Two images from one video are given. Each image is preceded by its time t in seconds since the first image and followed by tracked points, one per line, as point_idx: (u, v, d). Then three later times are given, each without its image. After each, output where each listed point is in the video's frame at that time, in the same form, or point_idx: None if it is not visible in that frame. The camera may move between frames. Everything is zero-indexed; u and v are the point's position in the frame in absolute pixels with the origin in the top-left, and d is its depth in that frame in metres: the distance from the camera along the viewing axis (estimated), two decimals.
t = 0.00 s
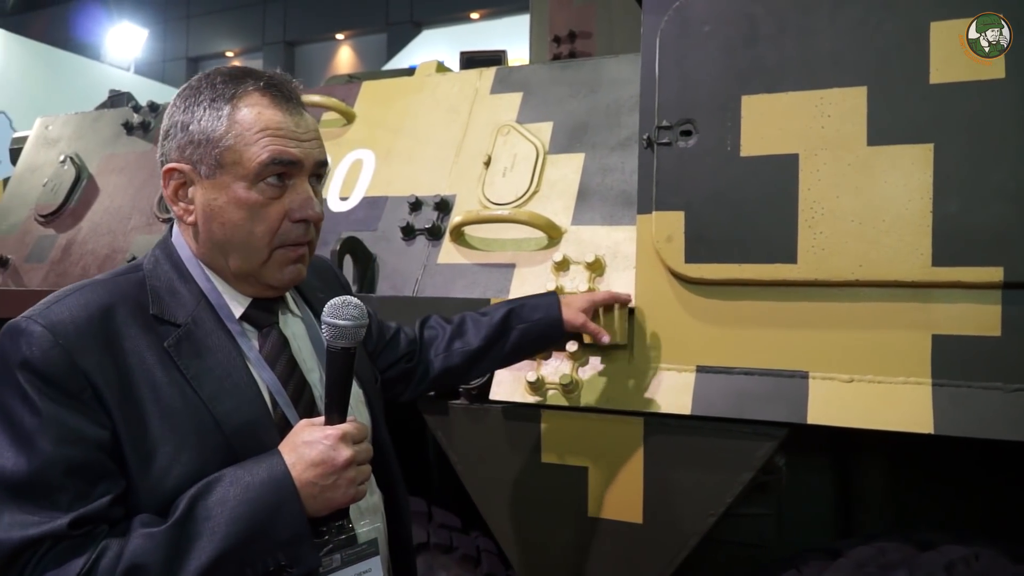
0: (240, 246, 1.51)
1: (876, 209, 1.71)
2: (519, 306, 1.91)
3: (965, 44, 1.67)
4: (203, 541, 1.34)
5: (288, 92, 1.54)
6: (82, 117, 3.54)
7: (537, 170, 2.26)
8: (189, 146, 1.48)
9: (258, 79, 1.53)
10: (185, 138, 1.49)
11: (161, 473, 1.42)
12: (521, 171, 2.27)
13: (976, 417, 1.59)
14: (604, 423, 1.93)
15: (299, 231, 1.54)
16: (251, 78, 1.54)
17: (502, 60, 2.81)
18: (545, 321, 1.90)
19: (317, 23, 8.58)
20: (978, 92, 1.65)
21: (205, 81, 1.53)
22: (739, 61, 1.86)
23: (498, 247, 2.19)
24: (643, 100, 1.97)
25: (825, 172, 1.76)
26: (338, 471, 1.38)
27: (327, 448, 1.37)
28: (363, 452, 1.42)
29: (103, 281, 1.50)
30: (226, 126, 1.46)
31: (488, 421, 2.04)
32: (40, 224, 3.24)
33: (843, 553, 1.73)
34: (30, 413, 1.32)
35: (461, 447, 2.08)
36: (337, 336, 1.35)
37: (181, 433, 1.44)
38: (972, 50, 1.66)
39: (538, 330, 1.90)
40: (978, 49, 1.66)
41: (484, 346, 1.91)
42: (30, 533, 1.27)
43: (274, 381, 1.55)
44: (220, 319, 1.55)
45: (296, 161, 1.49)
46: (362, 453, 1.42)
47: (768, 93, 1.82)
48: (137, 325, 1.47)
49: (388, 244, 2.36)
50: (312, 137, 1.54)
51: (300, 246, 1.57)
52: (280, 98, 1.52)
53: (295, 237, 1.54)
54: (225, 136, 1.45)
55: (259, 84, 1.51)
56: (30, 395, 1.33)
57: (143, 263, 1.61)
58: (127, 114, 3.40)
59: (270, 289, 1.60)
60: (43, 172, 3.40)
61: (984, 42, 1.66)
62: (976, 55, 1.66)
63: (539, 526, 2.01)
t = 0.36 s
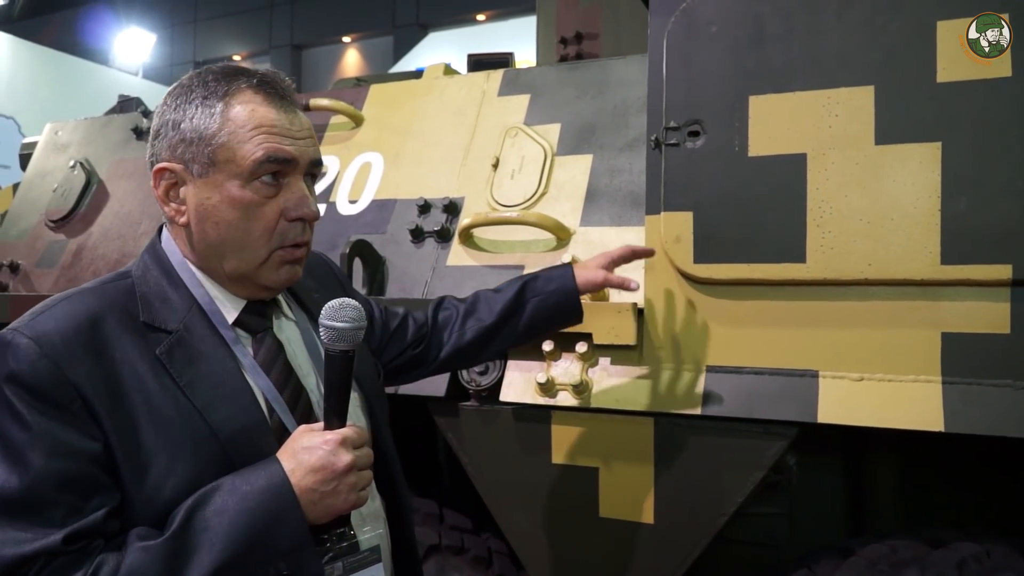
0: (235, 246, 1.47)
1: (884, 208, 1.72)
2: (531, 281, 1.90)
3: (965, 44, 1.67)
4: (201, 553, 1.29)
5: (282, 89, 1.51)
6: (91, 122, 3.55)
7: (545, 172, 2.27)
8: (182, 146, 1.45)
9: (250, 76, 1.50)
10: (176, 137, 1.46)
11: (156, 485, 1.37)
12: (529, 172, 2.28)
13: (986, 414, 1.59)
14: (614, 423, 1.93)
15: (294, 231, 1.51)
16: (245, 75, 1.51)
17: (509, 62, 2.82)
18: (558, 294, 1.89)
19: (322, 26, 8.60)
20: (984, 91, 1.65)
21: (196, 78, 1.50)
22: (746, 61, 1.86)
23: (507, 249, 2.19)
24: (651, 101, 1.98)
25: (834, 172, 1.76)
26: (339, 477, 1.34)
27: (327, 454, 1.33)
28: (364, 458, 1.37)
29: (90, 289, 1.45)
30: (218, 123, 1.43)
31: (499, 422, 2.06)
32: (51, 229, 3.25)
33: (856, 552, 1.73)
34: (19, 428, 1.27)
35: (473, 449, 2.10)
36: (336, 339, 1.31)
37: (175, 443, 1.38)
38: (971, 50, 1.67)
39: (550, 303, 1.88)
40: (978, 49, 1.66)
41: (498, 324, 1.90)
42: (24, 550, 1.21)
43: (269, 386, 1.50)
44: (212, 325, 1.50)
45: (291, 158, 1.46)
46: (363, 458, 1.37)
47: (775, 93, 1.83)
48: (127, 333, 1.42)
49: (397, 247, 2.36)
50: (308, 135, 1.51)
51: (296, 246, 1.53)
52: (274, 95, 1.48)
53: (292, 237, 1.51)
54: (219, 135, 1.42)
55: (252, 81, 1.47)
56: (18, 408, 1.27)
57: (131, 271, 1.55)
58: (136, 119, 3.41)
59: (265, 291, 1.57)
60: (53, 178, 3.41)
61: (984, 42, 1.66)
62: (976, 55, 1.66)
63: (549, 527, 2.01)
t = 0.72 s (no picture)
0: (205, 246, 1.45)
1: (888, 211, 1.72)
2: (548, 294, 1.90)
3: (965, 44, 1.68)
4: (199, 563, 1.27)
5: (277, 92, 1.49)
6: (98, 130, 3.57)
7: (550, 177, 2.28)
8: (172, 149, 1.49)
9: (244, 80, 1.50)
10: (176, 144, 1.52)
11: (157, 496, 1.35)
12: (533, 177, 2.29)
13: (991, 416, 1.59)
14: (620, 426, 1.94)
15: (265, 234, 1.45)
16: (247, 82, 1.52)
17: (514, 67, 2.83)
18: (573, 311, 1.89)
19: (327, 30, 8.63)
20: (985, 94, 1.66)
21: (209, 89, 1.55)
22: (750, 65, 1.87)
23: (512, 254, 2.20)
24: (654, 106, 1.98)
25: (837, 175, 1.77)
26: (338, 490, 1.30)
27: (327, 466, 1.29)
28: (365, 469, 1.33)
29: (101, 296, 1.45)
30: (201, 125, 1.45)
31: (504, 427, 2.06)
32: (58, 236, 3.27)
33: (862, 555, 1.73)
34: (23, 433, 1.27)
35: (478, 453, 2.09)
36: (335, 350, 1.27)
37: (176, 451, 1.36)
38: (972, 50, 1.68)
39: (564, 317, 1.89)
40: (979, 49, 1.67)
41: (511, 340, 1.91)
42: (22, 557, 1.19)
43: (275, 397, 1.46)
44: (220, 333, 1.48)
45: (260, 155, 1.42)
46: (364, 469, 1.33)
47: (778, 98, 1.84)
48: (134, 341, 1.41)
49: (402, 252, 2.37)
50: (287, 136, 1.46)
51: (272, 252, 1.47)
52: (262, 97, 1.47)
53: (261, 240, 1.44)
54: (195, 135, 1.44)
55: (243, 84, 1.48)
56: (22, 413, 1.28)
57: (145, 276, 1.56)
58: (142, 126, 3.43)
59: (252, 299, 1.52)
60: (60, 185, 3.43)
61: (985, 42, 1.67)
62: (976, 55, 1.67)
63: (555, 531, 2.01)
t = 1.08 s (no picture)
0: (250, 247, 1.46)
1: (888, 219, 1.73)
2: (582, 287, 1.85)
3: (965, 44, 1.70)
4: (239, 546, 1.26)
5: (320, 99, 1.50)
6: (99, 131, 3.57)
7: (551, 182, 2.29)
8: (218, 154, 1.50)
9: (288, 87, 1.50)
10: (220, 149, 1.52)
11: (198, 483, 1.34)
12: (534, 182, 2.30)
13: (987, 425, 1.60)
14: (620, 430, 1.94)
15: (308, 235, 1.45)
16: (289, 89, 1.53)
17: (516, 73, 2.84)
18: (607, 304, 1.84)
19: (329, 33, 8.64)
20: (984, 103, 1.67)
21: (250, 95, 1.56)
22: (751, 73, 1.88)
23: (513, 258, 2.21)
24: (656, 112, 1.99)
25: (837, 183, 1.78)
26: (373, 477, 1.30)
27: (362, 453, 1.29)
28: (399, 458, 1.32)
29: (148, 292, 1.46)
30: (247, 130, 1.46)
31: (503, 431, 2.06)
32: (58, 236, 3.27)
33: (859, 562, 1.73)
34: (73, 420, 1.29)
35: (475, 456, 2.10)
36: (368, 340, 1.30)
37: (218, 438, 1.35)
38: (972, 50, 1.69)
39: (599, 309, 1.83)
40: (978, 49, 1.69)
41: (546, 332, 1.85)
42: (72, 536, 1.22)
43: (312, 389, 1.47)
44: (259, 329, 1.48)
45: (304, 159, 1.42)
46: (398, 458, 1.32)
47: (779, 105, 1.85)
48: (178, 335, 1.41)
49: (403, 255, 2.38)
50: (329, 142, 1.46)
51: (314, 253, 1.47)
52: (306, 103, 1.47)
53: (304, 241, 1.45)
54: (241, 140, 1.45)
55: (288, 91, 1.48)
56: (73, 401, 1.29)
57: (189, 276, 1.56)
58: (144, 128, 3.43)
59: (294, 299, 1.52)
60: (61, 186, 3.43)
61: (984, 42, 1.69)
62: (977, 55, 1.69)
63: (554, 536, 2.01)
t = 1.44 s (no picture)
0: (282, 257, 1.45)
1: (872, 222, 1.74)
2: (575, 229, 1.86)
3: (965, 44, 1.70)
4: (296, 544, 1.26)
5: (339, 109, 1.49)
6: (85, 129, 3.55)
7: (539, 183, 2.29)
8: (242, 167, 1.48)
9: (307, 99, 1.49)
10: (243, 163, 1.50)
11: (251, 484, 1.34)
12: (522, 183, 2.30)
13: (971, 426, 1.61)
14: (606, 430, 1.95)
15: (338, 241, 1.43)
16: (307, 100, 1.51)
17: (505, 74, 2.84)
18: (603, 242, 1.86)
19: (319, 33, 8.62)
20: (970, 107, 1.68)
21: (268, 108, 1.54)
22: (739, 75, 1.89)
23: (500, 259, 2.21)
24: (644, 113, 2.00)
25: (823, 185, 1.79)
26: (418, 472, 1.30)
27: (406, 450, 1.30)
28: (439, 454, 1.34)
29: (184, 306, 1.44)
30: (271, 143, 1.44)
31: (492, 432, 2.09)
32: (42, 235, 3.24)
33: (843, 563, 1.74)
34: (128, 432, 1.28)
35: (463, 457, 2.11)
36: (409, 343, 1.28)
37: (268, 442, 1.36)
38: (972, 50, 1.70)
39: (596, 249, 1.85)
40: (979, 49, 1.69)
41: (549, 282, 1.85)
42: (135, 543, 1.21)
43: (349, 389, 1.46)
44: (293, 335, 1.46)
45: (331, 168, 1.41)
46: (438, 454, 1.33)
47: (765, 108, 1.85)
48: (218, 344, 1.39)
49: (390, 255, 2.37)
50: (352, 150, 1.45)
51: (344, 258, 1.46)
52: (326, 114, 1.46)
53: (335, 247, 1.43)
54: (267, 153, 1.43)
55: (308, 103, 1.47)
56: (125, 414, 1.28)
57: (221, 287, 1.53)
58: (130, 126, 3.41)
59: (326, 305, 1.51)
60: (46, 184, 3.41)
61: (984, 42, 1.69)
62: (977, 55, 1.69)
63: (542, 536, 2.02)
